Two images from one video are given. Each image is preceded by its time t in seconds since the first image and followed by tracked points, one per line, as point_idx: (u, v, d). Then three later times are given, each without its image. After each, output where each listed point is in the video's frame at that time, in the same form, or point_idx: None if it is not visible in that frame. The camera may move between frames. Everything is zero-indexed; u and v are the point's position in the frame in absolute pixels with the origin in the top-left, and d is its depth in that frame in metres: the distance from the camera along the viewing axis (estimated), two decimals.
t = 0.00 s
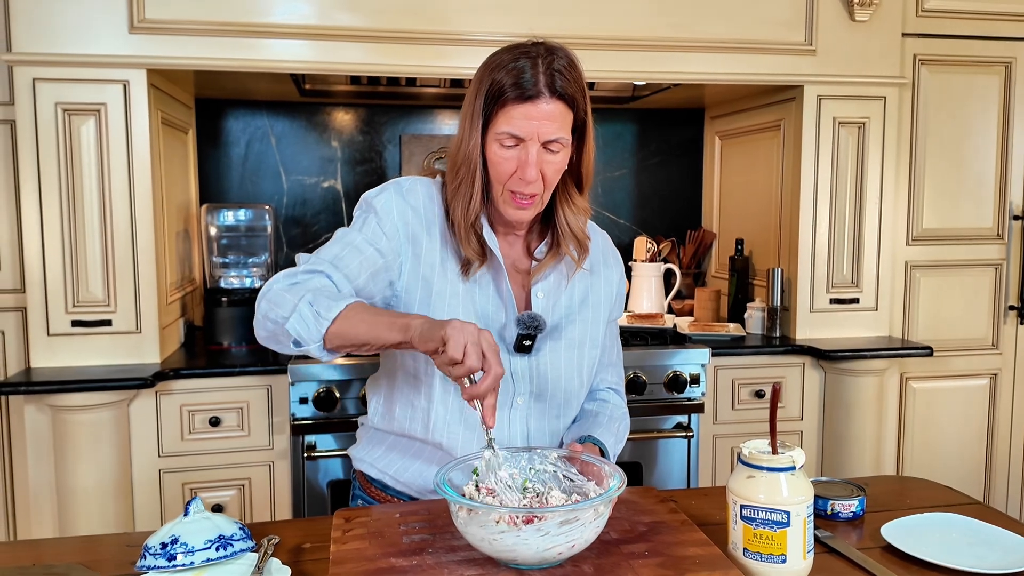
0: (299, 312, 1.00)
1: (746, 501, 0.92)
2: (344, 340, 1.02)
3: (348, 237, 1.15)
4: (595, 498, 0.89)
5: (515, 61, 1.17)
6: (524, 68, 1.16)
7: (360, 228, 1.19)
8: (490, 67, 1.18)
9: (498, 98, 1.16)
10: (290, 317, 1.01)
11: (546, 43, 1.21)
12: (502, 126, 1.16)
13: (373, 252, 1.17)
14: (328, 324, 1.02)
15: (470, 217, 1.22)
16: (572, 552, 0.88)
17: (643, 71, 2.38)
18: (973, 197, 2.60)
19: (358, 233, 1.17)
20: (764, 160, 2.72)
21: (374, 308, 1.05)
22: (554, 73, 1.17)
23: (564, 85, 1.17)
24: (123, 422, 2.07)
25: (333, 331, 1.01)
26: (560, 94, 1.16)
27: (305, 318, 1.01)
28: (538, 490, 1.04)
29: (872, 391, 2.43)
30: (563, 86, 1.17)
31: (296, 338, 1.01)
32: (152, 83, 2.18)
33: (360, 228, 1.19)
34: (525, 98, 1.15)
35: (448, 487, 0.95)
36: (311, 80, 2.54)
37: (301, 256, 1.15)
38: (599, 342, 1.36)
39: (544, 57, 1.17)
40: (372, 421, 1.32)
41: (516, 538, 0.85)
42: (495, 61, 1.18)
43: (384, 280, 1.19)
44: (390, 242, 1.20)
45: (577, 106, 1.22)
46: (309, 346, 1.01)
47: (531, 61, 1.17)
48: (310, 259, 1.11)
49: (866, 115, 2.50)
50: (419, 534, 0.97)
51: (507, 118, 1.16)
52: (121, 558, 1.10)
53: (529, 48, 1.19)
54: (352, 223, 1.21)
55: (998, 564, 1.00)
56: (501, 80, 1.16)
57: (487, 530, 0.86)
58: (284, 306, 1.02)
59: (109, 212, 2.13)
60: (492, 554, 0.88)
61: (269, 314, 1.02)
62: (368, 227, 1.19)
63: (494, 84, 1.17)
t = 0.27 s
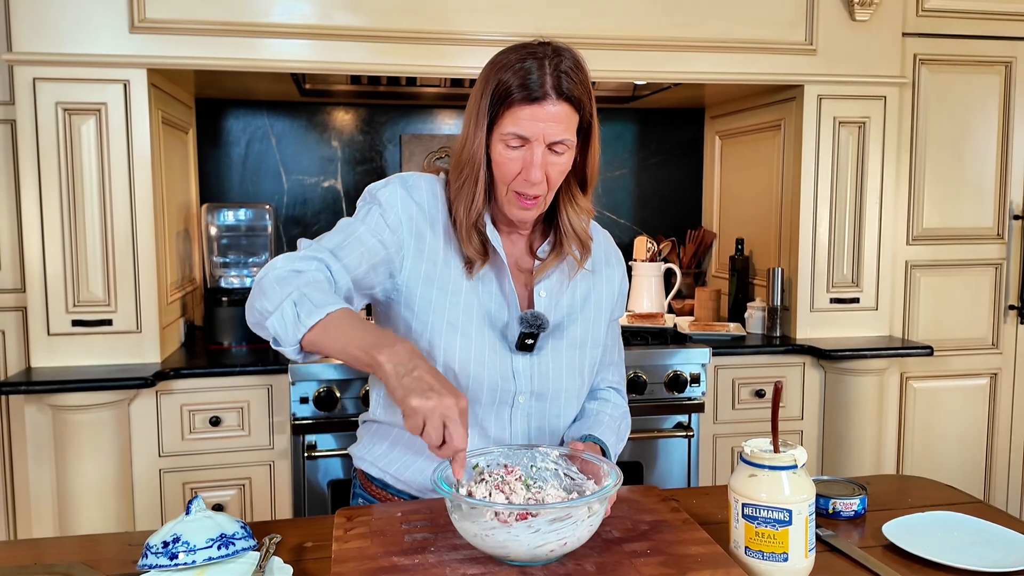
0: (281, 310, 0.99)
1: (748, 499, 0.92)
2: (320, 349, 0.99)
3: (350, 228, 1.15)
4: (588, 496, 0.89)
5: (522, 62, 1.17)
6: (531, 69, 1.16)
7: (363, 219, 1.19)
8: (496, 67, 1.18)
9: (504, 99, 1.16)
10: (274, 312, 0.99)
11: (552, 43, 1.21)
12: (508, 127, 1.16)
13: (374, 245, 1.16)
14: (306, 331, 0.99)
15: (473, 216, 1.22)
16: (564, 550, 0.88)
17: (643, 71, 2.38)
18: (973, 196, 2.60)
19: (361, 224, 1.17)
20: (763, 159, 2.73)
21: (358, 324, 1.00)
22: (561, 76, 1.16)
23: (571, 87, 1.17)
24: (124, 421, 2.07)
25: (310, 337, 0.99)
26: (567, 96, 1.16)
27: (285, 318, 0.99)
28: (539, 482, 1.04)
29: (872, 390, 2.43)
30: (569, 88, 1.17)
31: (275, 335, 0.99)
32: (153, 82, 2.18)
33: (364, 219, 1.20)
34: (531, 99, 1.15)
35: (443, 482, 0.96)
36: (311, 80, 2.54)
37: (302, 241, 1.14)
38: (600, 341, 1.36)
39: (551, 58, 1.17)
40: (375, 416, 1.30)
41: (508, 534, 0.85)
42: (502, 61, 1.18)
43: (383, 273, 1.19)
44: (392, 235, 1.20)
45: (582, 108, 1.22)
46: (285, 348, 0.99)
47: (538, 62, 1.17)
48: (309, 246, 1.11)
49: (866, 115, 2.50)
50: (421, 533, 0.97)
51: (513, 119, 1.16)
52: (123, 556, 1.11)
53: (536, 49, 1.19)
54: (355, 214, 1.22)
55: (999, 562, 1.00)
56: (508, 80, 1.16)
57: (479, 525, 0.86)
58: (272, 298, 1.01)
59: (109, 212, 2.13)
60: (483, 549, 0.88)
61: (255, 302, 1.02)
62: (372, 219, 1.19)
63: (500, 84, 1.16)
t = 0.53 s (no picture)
0: (276, 331, 1.01)
1: (749, 499, 0.93)
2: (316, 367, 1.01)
3: (348, 239, 1.16)
4: (588, 495, 0.89)
5: (523, 61, 1.17)
6: (532, 68, 1.16)
7: (362, 229, 1.19)
8: (497, 68, 1.18)
9: (507, 98, 1.16)
10: (270, 334, 1.02)
11: (552, 43, 1.22)
12: (511, 125, 1.16)
13: (374, 254, 1.16)
14: (301, 348, 1.01)
15: (477, 218, 1.22)
16: (564, 549, 0.88)
17: (642, 71, 2.38)
18: (971, 196, 2.60)
19: (359, 233, 1.18)
20: (762, 160, 2.73)
21: (345, 336, 1.00)
22: (563, 73, 1.17)
23: (573, 84, 1.18)
24: (123, 422, 2.07)
25: (306, 357, 1.01)
26: (569, 93, 1.17)
27: (281, 338, 1.01)
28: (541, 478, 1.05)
29: (871, 390, 2.44)
30: (571, 85, 1.17)
31: (275, 356, 1.03)
32: (152, 82, 2.18)
33: (363, 227, 1.20)
34: (533, 98, 1.15)
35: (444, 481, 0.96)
36: (310, 80, 2.54)
37: (301, 256, 1.16)
38: (601, 342, 1.36)
39: (551, 57, 1.18)
40: (375, 420, 1.30)
41: (508, 533, 0.85)
42: (502, 62, 1.18)
43: (385, 281, 1.19)
44: (391, 243, 1.20)
45: (584, 105, 1.22)
46: (284, 367, 1.02)
47: (539, 61, 1.17)
48: (306, 262, 1.12)
49: (865, 116, 2.50)
50: (423, 533, 0.97)
51: (516, 117, 1.16)
52: (125, 556, 1.11)
53: (536, 48, 1.19)
54: (354, 223, 1.22)
55: (1000, 561, 1.01)
56: (509, 80, 1.16)
57: (478, 524, 0.86)
58: (267, 319, 1.03)
59: (109, 212, 2.13)
60: (483, 547, 0.88)
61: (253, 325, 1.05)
62: (370, 227, 1.19)
63: (502, 85, 1.16)
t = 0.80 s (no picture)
0: (293, 338, 1.00)
1: (750, 499, 0.93)
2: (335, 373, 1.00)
3: (350, 244, 1.15)
4: (590, 495, 0.89)
5: (512, 58, 1.17)
6: (522, 62, 1.16)
7: (363, 233, 1.19)
8: (487, 66, 1.19)
9: (499, 93, 1.17)
10: (285, 341, 1.01)
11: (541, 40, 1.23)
12: (506, 120, 1.16)
13: (376, 258, 1.16)
14: (320, 356, 1.00)
15: (475, 218, 1.22)
16: (566, 548, 0.88)
17: (640, 71, 2.39)
18: (969, 196, 2.61)
19: (362, 237, 1.18)
20: (761, 160, 2.73)
21: (366, 344, 1.01)
22: (553, 65, 1.18)
23: (564, 75, 1.18)
24: (122, 422, 2.07)
25: (325, 364, 1.00)
26: (560, 84, 1.17)
27: (298, 345, 1.00)
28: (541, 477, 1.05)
29: (870, 390, 2.44)
30: (562, 76, 1.18)
31: (291, 363, 1.01)
32: (151, 82, 2.18)
33: (365, 230, 1.20)
34: (524, 90, 1.15)
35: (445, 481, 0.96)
36: (309, 80, 2.54)
37: (303, 262, 1.15)
38: (601, 341, 1.36)
39: (541, 51, 1.18)
40: (376, 421, 1.31)
41: (508, 533, 0.85)
42: (491, 60, 1.19)
43: (387, 285, 1.19)
44: (393, 247, 1.20)
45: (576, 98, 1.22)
46: (301, 374, 1.01)
47: (529, 56, 1.17)
48: (311, 269, 1.11)
49: (863, 116, 2.51)
50: (424, 532, 0.97)
51: (510, 111, 1.16)
52: (125, 556, 1.11)
53: (524, 45, 1.20)
54: (354, 226, 1.22)
55: (1000, 561, 1.01)
56: (500, 76, 1.17)
57: (480, 523, 0.86)
58: (281, 327, 1.02)
59: (107, 213, 2.13)
60: (485, 547, 0.88)
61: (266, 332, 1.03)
62: (371, 231, 1.19)
63: (493, 82, 1.17)
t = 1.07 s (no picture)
0: (311, 345, 0.98)
1: (750, 498, 0.93)
2: (358, 373, 0.98)
3: (352, 251, 1.15)
4: (591, 494, 0.89)
5: (510, 61, 1.17)
6: (519, 67, 1.16)
7: (363, 239, 1.19)
8: (485, 69, 1.18)
9: (496, 98, 1.17)
10: (304, 349, 0.99)
11: (539, 42, 1.22)
12: (503, 125, 1.16)
13: (378, 262, 1.16)
14: (340, 356, 0.99)
15: (471, 220, 1.22)
16: (568, 547, 0.88)
17: (638, 71, 2.39)
18: (966, 196, 2.62)
19: (362, 244, 1.17)
20: (758, 160, 2.74)
21: (386, 335, 1.00)
22: (551, 70, 1.17)
23: (561, 80, 1.18)
24: (120, 422, 2.06)
25: (346, 364, 0.98)
26: (558, 90, 1.17)
27: (317, 350, 0.98)
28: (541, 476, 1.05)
29: (867, 390, 2.45)
30: (560, 82, 1.18)
31: (311, 370, 0.99)
32: (149, 82, 2.17)
33: (364, 237, 1.20)
34: (522, 96, 1.15)
35: (446, 481, 0.96)
36: (306, 80, 2.54)
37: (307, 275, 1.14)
38: (600, 340, 1.37)
39: (538, 55, 1.18)
40: (376, 421, 1.31)
41: (508, 532, 0.85)
42: (489, 63, 1.19)
43: (390, 288, 1.19)
44: (393, 250, 1.20)
45: (574, 102, 1.22)
46: (324, 379, 0.98)
47: (526, 60, 1.17)
48: (317, 279, 1.10)
49: (860, 116, 2.51)
50: (425, 532, 0.97)
51: (507, 116, 1.16)
52: (126, 556, 1.10)
53: (522, 47, 1.19)
54: (354, 234, 1.21)
55: (999, 560, 1.01)
56: (497, 80, 1.16)
57: (482, 523, 0.86)
58: (296, 336, 1.00)
59: (105, 213, 2.12)
60: (487, 546, 0.88)
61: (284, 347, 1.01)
62: (371, 237, 1.19)
63: (490, 85, 1.17)
